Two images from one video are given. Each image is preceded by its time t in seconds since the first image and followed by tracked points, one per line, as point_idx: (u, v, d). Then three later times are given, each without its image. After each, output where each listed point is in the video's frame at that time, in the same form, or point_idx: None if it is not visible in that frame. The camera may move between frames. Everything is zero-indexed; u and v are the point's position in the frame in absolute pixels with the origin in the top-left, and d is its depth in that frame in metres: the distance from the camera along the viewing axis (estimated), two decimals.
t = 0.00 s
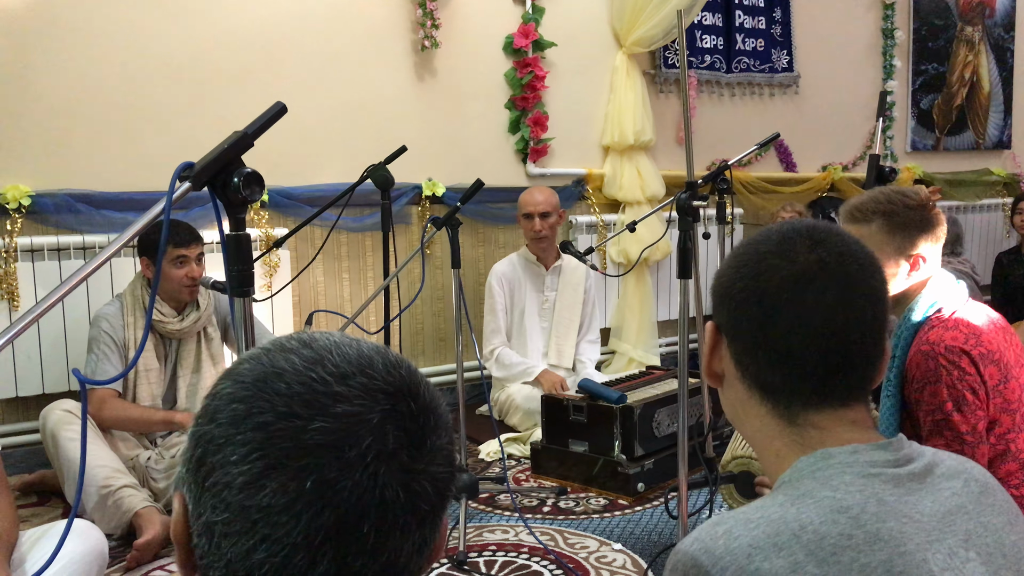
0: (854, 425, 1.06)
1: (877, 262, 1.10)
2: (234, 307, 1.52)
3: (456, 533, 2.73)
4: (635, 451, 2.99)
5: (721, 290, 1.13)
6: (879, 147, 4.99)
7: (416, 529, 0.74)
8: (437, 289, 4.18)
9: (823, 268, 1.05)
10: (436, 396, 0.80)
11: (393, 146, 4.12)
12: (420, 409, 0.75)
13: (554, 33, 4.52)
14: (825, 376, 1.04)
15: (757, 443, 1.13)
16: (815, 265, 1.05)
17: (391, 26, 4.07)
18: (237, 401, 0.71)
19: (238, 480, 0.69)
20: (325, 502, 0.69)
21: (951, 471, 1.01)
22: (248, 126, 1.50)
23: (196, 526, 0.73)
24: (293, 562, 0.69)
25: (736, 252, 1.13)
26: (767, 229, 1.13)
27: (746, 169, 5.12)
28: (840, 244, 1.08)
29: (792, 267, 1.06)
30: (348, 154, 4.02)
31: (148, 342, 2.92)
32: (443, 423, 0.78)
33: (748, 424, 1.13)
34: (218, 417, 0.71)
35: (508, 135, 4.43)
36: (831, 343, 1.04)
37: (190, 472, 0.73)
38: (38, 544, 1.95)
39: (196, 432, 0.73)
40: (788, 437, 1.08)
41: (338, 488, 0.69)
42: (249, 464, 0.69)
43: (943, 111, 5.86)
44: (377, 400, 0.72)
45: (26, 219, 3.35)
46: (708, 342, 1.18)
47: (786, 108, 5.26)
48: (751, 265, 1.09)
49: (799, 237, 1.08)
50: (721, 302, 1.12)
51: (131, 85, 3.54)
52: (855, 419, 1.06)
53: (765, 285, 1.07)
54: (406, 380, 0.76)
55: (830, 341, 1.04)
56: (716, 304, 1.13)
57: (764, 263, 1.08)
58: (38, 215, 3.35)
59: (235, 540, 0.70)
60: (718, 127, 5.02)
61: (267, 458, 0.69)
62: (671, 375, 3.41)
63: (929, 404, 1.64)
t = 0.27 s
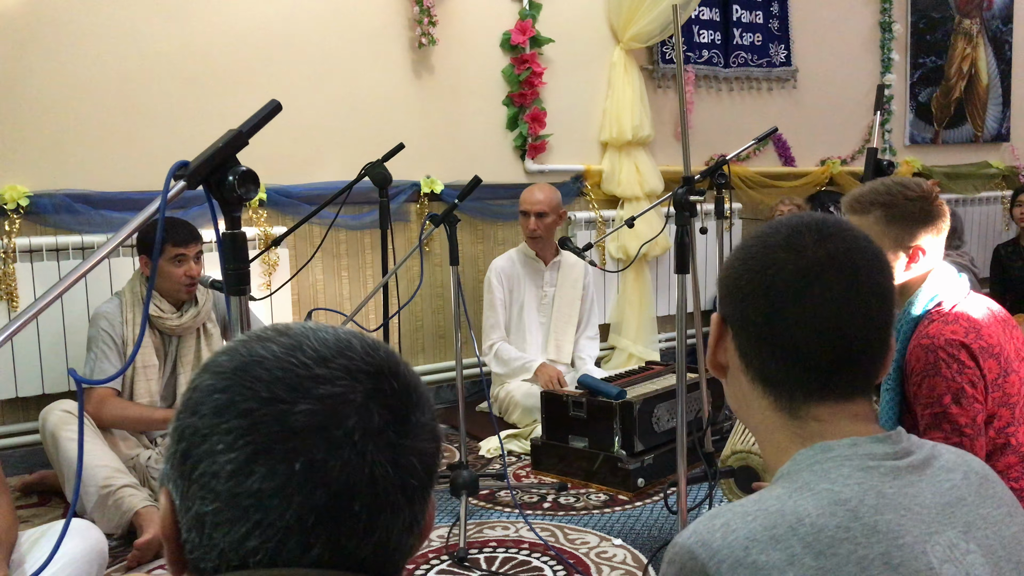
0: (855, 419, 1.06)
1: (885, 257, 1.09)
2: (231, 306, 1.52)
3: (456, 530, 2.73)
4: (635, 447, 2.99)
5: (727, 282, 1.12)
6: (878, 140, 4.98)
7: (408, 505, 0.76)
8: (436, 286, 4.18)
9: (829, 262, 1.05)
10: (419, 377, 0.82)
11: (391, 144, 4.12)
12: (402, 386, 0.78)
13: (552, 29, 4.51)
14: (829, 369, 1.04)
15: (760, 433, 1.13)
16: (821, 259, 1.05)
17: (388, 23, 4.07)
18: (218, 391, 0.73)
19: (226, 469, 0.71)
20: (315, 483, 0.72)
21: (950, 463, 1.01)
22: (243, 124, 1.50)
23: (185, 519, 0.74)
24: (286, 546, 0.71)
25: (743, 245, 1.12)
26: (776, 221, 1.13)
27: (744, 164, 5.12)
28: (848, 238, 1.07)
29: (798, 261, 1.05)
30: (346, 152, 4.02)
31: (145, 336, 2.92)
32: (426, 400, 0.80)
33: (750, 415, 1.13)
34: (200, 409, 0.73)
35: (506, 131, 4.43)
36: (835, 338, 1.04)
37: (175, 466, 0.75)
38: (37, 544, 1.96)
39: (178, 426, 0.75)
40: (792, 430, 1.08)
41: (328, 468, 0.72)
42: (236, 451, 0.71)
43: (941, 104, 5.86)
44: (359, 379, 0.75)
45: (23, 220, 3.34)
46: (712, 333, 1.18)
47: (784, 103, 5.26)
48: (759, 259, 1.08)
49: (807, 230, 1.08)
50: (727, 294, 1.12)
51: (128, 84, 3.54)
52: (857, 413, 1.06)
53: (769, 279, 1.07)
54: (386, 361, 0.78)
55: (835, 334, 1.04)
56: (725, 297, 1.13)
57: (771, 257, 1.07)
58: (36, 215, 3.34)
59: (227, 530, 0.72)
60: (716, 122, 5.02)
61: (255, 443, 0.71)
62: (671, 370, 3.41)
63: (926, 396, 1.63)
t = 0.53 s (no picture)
0: (846, 415, 1.04)
1: (874, 251, 1.08)
2: (209, 302, 1.49)
3: (442, 529, 2.70)
4: (621, 444, 2.98)
5: (712, 276, 1.11)
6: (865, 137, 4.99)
7: (362, 486, 0.73)
8: (423, 283, 4.16)
9: (816, 256, 1.03)
10: (363, 361, 0.80)
11: (375, 140, 4.08)
12: (343, 366, 0.75)
13: (538, 24, 4.49)
14: (818, 365, 1.02)
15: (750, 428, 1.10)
16: (809, 253, 1.03)
17: (372, 18, 4.03)
18: (149, 392, 0.70)
19: (167, 467, 0.68)
20: (259, 471, 0.69)
21: (939, 457, 1.00)
22: (221, 116, 1.46)
23: (134, 530, 0.71)
24: (239, 537, 0.68)
25: (729, 237, 1.11)
26: (761, 214, 1.11)
27: (731, 161, 5.11)
28: (837, 231, 1.06)
29: (787, 256, 1.04)
30: (330, 148, 3.98)
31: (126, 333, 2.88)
32: (371, 380, 0.77)
33: (738, 410, 1.11)
34: (134, 413, 0.70)
35: (492, 127, 4.41)
36: (823, 333, 1.02)
37: (118, 478, 0.72)
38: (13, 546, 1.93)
39: (116, 437, 0.72)
40: (779, 425, 1.06)
41: (270, 454, 0.69)
42: (176, 446, 0.68)
43: (927, 101, 5.88)
44: (295, 364, 0.72)
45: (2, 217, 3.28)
46: (697, 329, 1.16)
47: (771, 99, 5.26)
48: (745, 253, 1.07)
49: (795, 223, 1.06)
50: (713, 288, 1.10)
51: (107, 79, 3.48)
52: (847, 408, 1.05)
53: (758, 274, 1.05)
54: (321, 345, 0.76)
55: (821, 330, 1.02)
56: (709, 290, 1.11)
57: (757, 252, 1.06)
58: (14, 213, 3.29)
59: (175, 532, 0.69)
60: (703, 118, 5.01)
61: (193, 437, 0.68)
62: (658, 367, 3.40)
63: (920, 384, 1.63)
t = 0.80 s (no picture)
0: (843, 418, 1.05)
1: (873, 253, 1.07)
2: (206, 303, 1.48)
3: (437, 532, 2.70)
4: (616, 447, 2.98)
5: (711, 280, 1.11)
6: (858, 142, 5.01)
7: (372, 497, 0.74)
8: (417, 286, 4.15)
9: (816, 259, 1.03)
10: (376, 368, 0.80)
11: (370, 143, 4.08)
12: (359, 375, 0.75)
13: (532, 27, 4.49)
14: (816, 370, 1.03)
15: (745, 429, 1.11)
16: (809, 255, 1.03)
17: (367, 20, 4.03)
18: (163, 393, 0.70)
19: (177, 471, 0.68)
20: (271, 479, 0.69)
21: (936, 460, 1.00)
22: (219, 116, 1.46)
23: (140, 528, 0.71)
24: (247, 544, 0.69)
25: (729, 239, 1.10)
26: (762, 216, 1.10)
27: (725, 165, 5.13)
28: (837, 234, 1.05)
29: (787, 258, 1.03)
30: (324, 150, 3.97)
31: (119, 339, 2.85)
32: (384, 388, 0.78)
33: (734, 413, 1.12)
34: (146, 413, 0.70)
35: (487, 130, 4.41)
36: (823, 337, 1.02)
37: (126, 475, 0.72)
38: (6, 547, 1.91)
39: (126, 433, 0.72)
40: (776, 430, 1.07)
41: (282, 463, 0.69)
42: (186, 451, 0.68)
43: (919, 106, 5.91)
44: (313, 371, 0.72)
45: None
46: (696, 331, 1.17)
47: (764, 104, 5.28)
48: (744, 257, 1.06)
49: (795, 227, 1.06)
50: (712, 291, 1.11)
51: (101, 81, 3.47)
52: (843, 412, 1.05)
53: (757, 277, 1.05)
54: (338, 351, 0.75)
55: (820, 333, 1.02)
56: (708, 292, 1.12)
57: (758, 255, 1.05)
58: (7, 213, 3.26)
59: (182, 536, 0.69)
60: (697, 122, 5.02)
61: (204, 441, 0.68)
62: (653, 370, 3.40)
63: (914, 394, 1.64)
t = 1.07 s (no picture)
0: (844, 430, 1.05)
1: (872, 263, 1.08)
2: (211, 307, 1.48)
3: (434, 538, 2.69)
4: (614, 455, 2.98)
5: (710, 292, 1.11)
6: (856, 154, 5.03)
7: (393, 506, 0.73)
8: (415, 291, 4.15)
9: (816, 271, 1.03)
10: (403, 379, 0.80)
11: (370, 147, 4.07)
12: (387, 384, 0.75)
13: (533, 34, 4.50)
14: (819, 382, 1.03)
15: (743, 439, 1.12)
16: (808, 267, 1.03)
17: (369, 25, 4.03)
18: (192, 391, 0.69)
19: (202, 470, 0.67)
20: (296, 483, 0.68)
21: (939, 473, 1.00)
22: (227, 120, 1.46)
23: (162, 528, 0.70)
24: (269, 547, 0.68)
25: (727, 250, 1.11)
26: (760, 227, 1.11)
27: (723, 174, 5.14)
28: (836, 244, 1.06)
29: (785, 270, 1.04)
30: (325, 154, 3.97)
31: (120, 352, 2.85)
32: (409, 398, 0.78)
33: (734, 425, 1.12)
34: (173, 410, 0.69)
35: (487, 137, 4.41)
36: (825, 349, 1.02)
37: (149, 473, 0.71)
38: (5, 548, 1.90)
39: (152, 430, 0.71)
40: (777, 441, 1.07)
41: (308, 467, 0.68)
42: (212, 451, 0.67)
43: (916, 118, 5.94)
44: (344, 376, 0.72)
45: None
46: (697, 342, 1.16)
47: (762, 113, 5.29)
48: (744, 268, 1.07)
49: (793, 238, 1.06)
50: (711, 303, 1.11)
51: (102, 82, 3.46)
52: (845, 423, 1.05)
53: (757, 289, 1.05)
54: (367, 358, 0.76)
55: (821, 345, 1.02)
56: (706, 304, 1.12)
57: (757, 267, 1.06)
58: (6, 213, 3.26)
59: (203, 536, 0.68)
60: (696, 131, 5.04)
61: (230, 441, 0.67)
62: (651, 379, 3.39)
63: (913, 402, 1.64)
